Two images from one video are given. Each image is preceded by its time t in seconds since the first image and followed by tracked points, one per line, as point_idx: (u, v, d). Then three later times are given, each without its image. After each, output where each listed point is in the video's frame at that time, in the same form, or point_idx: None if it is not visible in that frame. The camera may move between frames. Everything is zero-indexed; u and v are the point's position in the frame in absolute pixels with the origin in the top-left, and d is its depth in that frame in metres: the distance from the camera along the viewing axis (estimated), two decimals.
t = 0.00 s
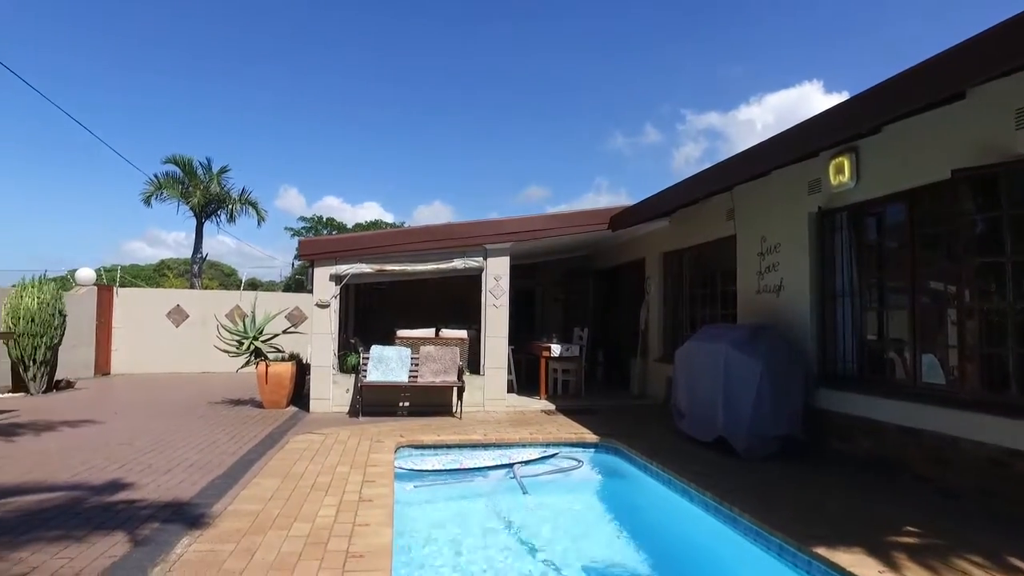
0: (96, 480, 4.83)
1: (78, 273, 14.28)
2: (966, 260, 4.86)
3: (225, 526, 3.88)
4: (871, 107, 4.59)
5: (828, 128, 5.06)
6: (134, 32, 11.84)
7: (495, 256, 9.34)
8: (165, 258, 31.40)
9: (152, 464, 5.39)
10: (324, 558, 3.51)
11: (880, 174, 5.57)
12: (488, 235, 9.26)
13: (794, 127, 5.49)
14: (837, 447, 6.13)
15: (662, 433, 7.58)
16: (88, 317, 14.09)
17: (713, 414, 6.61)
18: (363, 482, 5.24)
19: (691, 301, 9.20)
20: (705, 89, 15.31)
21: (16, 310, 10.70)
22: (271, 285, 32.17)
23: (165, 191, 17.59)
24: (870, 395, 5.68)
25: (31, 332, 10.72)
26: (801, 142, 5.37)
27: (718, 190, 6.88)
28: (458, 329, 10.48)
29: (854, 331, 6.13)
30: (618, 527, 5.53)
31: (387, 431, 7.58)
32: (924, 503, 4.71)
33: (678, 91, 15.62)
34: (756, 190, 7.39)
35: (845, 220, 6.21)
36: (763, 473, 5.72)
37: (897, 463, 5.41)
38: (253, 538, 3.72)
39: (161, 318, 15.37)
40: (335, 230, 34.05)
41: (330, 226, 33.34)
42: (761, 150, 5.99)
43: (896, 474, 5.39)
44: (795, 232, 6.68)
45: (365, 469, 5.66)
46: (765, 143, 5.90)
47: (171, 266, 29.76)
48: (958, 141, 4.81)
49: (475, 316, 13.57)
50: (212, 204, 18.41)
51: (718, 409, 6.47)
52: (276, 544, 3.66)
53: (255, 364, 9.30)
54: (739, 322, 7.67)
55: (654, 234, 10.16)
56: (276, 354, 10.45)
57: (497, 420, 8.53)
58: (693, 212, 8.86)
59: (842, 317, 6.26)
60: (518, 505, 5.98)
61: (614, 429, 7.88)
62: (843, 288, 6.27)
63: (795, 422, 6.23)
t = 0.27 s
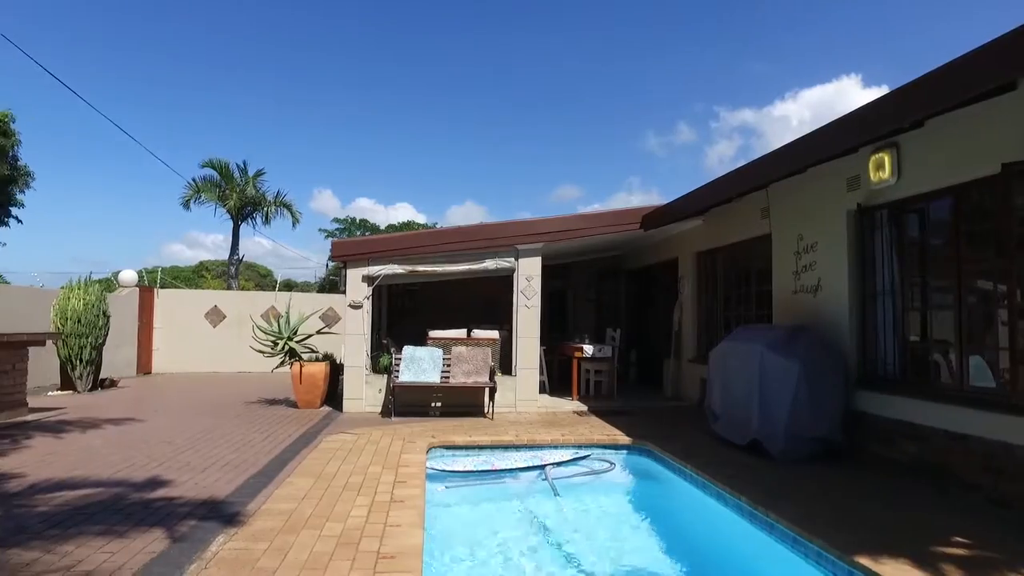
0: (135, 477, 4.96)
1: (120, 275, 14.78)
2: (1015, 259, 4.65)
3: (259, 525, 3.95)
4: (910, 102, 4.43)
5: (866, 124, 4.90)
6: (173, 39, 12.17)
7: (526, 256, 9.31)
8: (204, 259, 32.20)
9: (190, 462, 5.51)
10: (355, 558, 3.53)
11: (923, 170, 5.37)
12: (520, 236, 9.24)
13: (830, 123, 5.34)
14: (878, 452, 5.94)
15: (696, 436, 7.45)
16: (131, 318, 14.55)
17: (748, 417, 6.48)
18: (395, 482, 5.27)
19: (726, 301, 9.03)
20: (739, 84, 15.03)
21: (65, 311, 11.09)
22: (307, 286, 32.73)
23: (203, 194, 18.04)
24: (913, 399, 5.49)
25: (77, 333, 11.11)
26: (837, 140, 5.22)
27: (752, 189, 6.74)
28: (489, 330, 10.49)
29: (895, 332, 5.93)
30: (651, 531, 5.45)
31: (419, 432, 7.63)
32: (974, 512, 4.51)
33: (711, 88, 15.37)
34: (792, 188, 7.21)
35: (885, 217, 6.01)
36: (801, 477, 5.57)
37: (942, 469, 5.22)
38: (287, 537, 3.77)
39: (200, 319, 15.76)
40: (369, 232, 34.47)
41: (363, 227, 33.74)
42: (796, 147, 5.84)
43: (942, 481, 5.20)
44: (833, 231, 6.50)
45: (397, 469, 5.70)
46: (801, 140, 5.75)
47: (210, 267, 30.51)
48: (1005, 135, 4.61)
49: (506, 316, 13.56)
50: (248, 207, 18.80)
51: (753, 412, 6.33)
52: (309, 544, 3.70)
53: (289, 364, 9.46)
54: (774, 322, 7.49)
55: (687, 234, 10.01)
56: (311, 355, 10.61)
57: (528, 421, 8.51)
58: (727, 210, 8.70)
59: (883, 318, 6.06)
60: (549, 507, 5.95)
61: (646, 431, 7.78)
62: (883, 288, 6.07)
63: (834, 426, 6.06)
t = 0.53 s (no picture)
0: (170, 475, 5.07)
1: (155, 276, 15.22)
2: None
3: (288, 525, 3.99)
4: (948, 97, 4.28)
5: (902, 120, 4.75)
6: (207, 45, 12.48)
7: (554, 257, 9.27)
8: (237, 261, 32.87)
9: (222, 461, 5.61)
10: (383, 560, 3.55)
11: (963, 166, 5.19)
12: (547, 236, 9.21)
13: (865, 118, 5.19)
14: (917, 457, 5.75)
15: (727, 438, 7.32)
16: (166, 319, 14.94)
17: (781, 419, 6.34)
18: (423, 483, 5.29)
19: (757, 301, 8.87)
20: (771, 81, 14.75)
21: (103, 312, 11.47)
22: (338, 286, 33.12)
23: (235, 197, 18.41)
24: (954, 403, 5.30)
25: (115, 333, 11.45)
26: (872, 136, 5.07)
27: (784, 187, 6.59)
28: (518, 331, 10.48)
29: (934, 333, 5.74)
30: (680, 536, 5.36)
31: (447, 433, 7.65)
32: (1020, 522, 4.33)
33: (742, 85, 15.11)
34: (826, 185, 7.03)
35: (923, 215, 5.82)
36: (836, 482, 5.42)
37: (986, 476, 5.03)
38: (316, 538, 3.80)
39: (233, 320, 16.09)
40: (398, 233, 34.77)
41: (392, 228, 34.05)
42: (829, 144, 5.69)
43: (985, 488, 5.01)
44: (868, 229, 6.32)
45: (425, 470, 5.72)
46: (834, 137, 5.60)
47: (243, 269, 31.11)
48: None
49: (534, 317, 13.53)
50: (279, 209, 19.11)
51: (786, 415, 6.19)
52: (337, 545, 3.72)
53: (319, 365, 9.59)
54: (808, 323, 7.32)
55: (717, 233, 9.85)
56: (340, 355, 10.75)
57: (556, 422, 8.46)
58: (758, 209, 8.54)
59: (922, 319, 5.87)
60: (577, 510, 5.91)
61: (676, 433, 7.68)
62: (922, 288, 5.87)
63: (871, 430, 5.89)
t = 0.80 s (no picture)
0: (204, 474, 5.17)
1: (191, 278, 15.64)
2: None
3: (317, 526, 4.03)
4: (992, 91, 4.11)
5: (943, 115, 4.58)
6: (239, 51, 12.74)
7: (583, 258, 9.21)
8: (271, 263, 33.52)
9: (254, 460, 5.70)
10: (410, 562, 3.56)
11: (1008, 161, 4.98)
12: (576, 236, 9.16)
13: (904, 113, 5.02)
14: (959, 463, 5.55)
15: (760, 442, 7.18)
16: (201, 320, 15.30)
17: (816, 423, 6.17)
18: (451, 485, 5.29)
19: (790, 302, 8.69)
20: (805, 77, 14.44)
21: (141, 313, 11.83)
22: (368, 287, 33.51)
23: (268, 200, 18.75)
24: (999, 408, 5.09)
25: (153, 334, 11.77)
26: (912, 131, 4.90)
27: (818, 184, 6.43)
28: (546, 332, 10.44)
29: (977, 336, 5.53)
30: (711, 541, 5.25)
31: (476, 434, 7.65)
32: None
33: (775, 81, 14.82)
34: (862, 183, 6.84)
35: (966, 213, 5.61)
36: (873, 488, 5.26)
37: None
38: (344, 539, 3.84)
39: (266, 321, 16.39)
40: (428, 234, 35.03)
41: (422, 230, 34.31)
42: (866, 141, 5.52)
43: None
44: (906, 227, 6.12)
45: (453, 472, 5.73)
46: (871, 133, 5.43)
47: (275, 270, 31.65)
48: None
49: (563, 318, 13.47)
50: (310, 211, 19.38)
51: (820, 418, 6.04)
52: (366, 546, 3.75)
53: (349, 365, 9.70)
54: (843, 324, 7.13)
55: (749, 232, 9.67)
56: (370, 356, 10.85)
57: (586, 424, 8.41)
58: (791, 207, 8.35)
59: (964, 321, 5.66)
60: (606, 513, 5.85)
61: (707, 436, 7.55)
62: (963, 288, 5.67)
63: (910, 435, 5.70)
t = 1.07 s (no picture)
0: (235, 473, 5.26)
1: (223, 279, 15.94)
2: None
3: (344, 526, 4.07)
4: None
5: (982, 109, 4.42)
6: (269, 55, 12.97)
7: (611, 258, 9.14)
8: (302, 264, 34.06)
9: (284, 460, 5.78)
10: (435, 564, 3.56)
11: None
12: (603, 237, 9.09)
13: (942, 108, 4.85)
14: (1002, 470, 5.35)
15: (792, 445, 7.02)
16: (232, 321, 15.60)
17: (850, 427, 6.01)
18: (477, 487, 5.29)
19: (822, 302, 8.49)
20: (837, 72, 14.14)
21: (175, 313, 12.08)
22: (397, 288, 33.83)
23: (298, 202, 19.02)
24: None
25: (186, 334, 12.03)
26: (950, 126, 4.74)
27: (851, 182, 6.26)
28: (573, 333, 10.38)
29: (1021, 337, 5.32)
30: (740, 546, 5.15)
31: (502, 435, 7.65)
32: None
33: (805, 76, 14.53)
34: (897, 180, 6.65)
35: (1008, 210, 5.41)
36: (911, 495, 5.10)
37: None
38: (370, 539, 3.86)
39: (296, 321, 16.64)
40: (456, 234, 35.19)
41: (450, 230, 34.50)
42: (902, 137, 5.36)
43: None
44: (945, 225, 5.93)
45: (479, 473, 5.73)
46: (908, 128, 5.27)
47: (306, 271, 32.15)
48: None
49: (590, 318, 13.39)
50: (339, 213, 19.62)
51: (853, 422, 5.89)
52: (391, 547, 3.76)
53: (377, 366, 9.78)
54: (878, 325, 6.94)
55: (779, 231, 9.49)
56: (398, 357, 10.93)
57: (613, 425, 8.33)
58: (823, 206, 8.16)
59: (1006, 322, 5.46)
60: (634, 516, 5.78)
61: (737, 439, 7.42)
62: (1006, 288, 5.46)
63: (949, 440, 5.52)
